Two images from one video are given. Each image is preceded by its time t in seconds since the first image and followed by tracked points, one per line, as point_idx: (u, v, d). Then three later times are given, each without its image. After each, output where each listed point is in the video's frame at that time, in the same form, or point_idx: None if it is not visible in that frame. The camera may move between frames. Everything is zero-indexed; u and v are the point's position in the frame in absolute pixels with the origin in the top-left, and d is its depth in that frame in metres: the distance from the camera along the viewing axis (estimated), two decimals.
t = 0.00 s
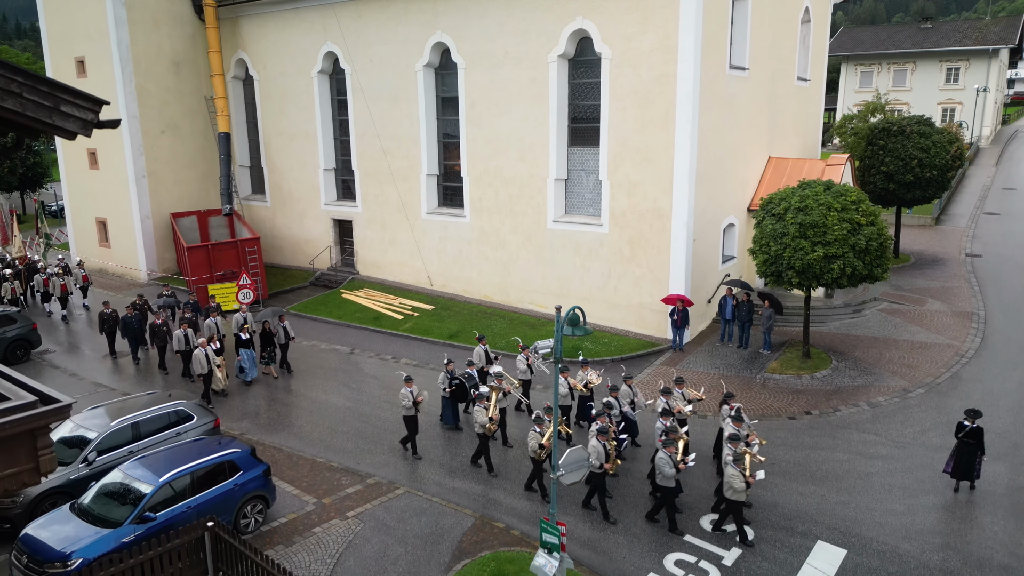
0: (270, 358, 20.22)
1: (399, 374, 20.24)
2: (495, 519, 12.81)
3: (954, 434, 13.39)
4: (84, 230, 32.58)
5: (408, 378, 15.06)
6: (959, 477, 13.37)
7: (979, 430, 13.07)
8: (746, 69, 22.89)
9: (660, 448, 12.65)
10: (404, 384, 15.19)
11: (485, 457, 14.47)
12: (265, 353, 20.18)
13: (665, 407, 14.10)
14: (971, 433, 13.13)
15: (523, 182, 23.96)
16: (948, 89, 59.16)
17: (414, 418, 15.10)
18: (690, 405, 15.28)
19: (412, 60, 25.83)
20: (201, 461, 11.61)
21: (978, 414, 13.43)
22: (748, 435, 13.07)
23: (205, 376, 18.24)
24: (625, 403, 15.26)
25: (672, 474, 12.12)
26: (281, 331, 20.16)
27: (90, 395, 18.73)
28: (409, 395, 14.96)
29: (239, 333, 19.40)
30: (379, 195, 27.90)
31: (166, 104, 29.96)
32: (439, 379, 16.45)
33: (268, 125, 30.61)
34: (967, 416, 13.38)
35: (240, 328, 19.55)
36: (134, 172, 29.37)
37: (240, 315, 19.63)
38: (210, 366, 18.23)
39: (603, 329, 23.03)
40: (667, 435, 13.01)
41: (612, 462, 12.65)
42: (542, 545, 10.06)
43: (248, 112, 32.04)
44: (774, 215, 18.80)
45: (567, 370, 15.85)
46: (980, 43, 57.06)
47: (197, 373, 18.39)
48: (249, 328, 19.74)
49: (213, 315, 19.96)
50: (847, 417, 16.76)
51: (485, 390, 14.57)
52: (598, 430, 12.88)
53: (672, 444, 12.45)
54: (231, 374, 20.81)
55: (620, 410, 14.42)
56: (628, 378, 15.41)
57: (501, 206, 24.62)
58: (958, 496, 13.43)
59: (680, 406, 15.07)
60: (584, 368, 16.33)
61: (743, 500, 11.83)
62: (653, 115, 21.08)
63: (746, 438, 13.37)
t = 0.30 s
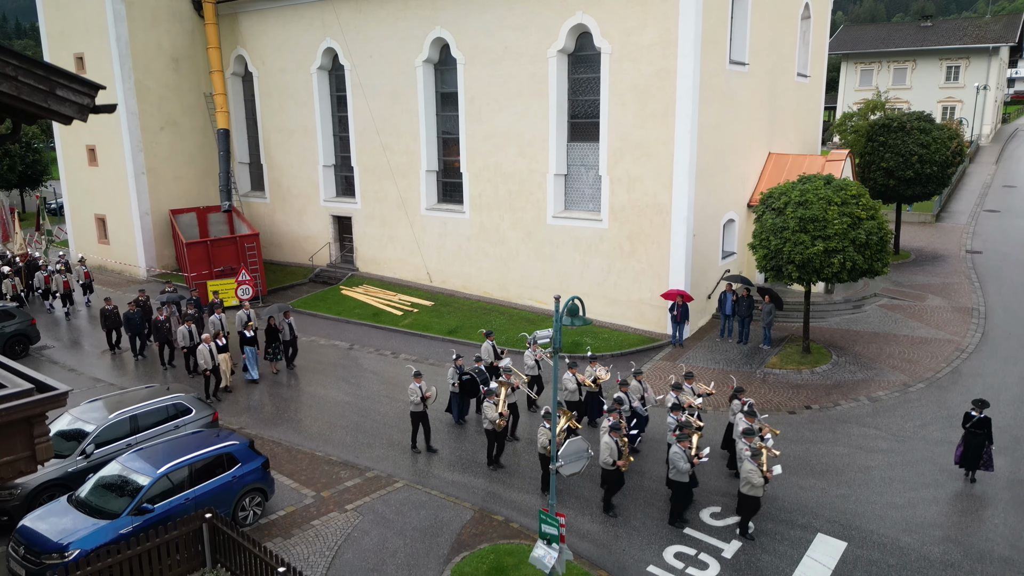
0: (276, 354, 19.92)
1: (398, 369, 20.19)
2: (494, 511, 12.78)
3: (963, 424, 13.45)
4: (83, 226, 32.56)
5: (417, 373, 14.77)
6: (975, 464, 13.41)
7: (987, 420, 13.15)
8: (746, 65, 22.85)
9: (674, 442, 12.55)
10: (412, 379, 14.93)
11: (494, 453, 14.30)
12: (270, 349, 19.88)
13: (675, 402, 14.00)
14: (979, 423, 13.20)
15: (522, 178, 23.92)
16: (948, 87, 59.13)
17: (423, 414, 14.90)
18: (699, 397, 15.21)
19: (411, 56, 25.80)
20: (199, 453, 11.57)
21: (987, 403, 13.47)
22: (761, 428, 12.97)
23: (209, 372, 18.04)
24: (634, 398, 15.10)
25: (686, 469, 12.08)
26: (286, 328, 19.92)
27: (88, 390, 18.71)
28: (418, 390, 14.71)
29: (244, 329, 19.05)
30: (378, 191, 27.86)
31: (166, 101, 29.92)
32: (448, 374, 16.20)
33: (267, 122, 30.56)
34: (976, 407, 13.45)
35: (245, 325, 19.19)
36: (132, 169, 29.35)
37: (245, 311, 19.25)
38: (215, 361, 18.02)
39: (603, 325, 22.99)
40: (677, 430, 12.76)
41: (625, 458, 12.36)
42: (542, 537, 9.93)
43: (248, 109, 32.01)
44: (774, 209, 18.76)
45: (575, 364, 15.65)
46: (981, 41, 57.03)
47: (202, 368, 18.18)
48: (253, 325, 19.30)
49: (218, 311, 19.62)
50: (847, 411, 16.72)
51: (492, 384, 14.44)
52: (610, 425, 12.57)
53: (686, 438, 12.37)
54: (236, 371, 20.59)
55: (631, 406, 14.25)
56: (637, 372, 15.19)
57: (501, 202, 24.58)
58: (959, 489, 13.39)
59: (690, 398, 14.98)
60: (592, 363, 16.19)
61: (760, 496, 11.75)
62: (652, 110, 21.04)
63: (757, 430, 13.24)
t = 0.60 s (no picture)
0: (282, 351, 19.69)
1: (397, 365, 20.16)
2: (494, 505, 12.75)
3: (967, 415, 13.47)
4: (83, 223, 32.53)
5: (428, 369, 14.51)
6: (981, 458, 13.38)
7: (992, 412, 13.16)
8: (746, 60, 22.82)
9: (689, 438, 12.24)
10: (423, 375, 14.65)
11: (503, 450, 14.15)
12: (276, 346, 19.66)
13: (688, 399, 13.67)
14: (984, 415, 13.22)
15: (522, 174, 23.88)
16: (948, 85, 59.08)
17: (433, 411, 14.66)
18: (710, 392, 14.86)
19: (411, 52, 25.76)
20: (198, 445, 11.54)
21: (991, 395, 13.47)
22: (775, 424, 12.67)
23: (214, 369, 17.81)
24: (645, 393, 14.73)
25: (702, 466, 11.91)
26: (293, 325, 19.62)
27: (86, 385, 18.68)
28: (429, 387, 14.44)
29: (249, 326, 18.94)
30: (378, 188, 27.82)
31: (165, 97, 29.88)
32: (458, 372, 15.91)
33: (267, 118, 30.52)
34: (980, 398, 13.44)
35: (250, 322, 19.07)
36: (131, 165, 29.31)
37: (251, 308, 19.14)
38: (220, 358, 17.78)
39: (603, 321, 22.95)
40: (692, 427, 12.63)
41: (639, 455, 12.15)
42: (541, 528, 9.81)
43: (247, 106, 31.97)
44: (774, 204, 18.71)
45: (586, 360, 15.40)
46: (980, 39, 57.02)
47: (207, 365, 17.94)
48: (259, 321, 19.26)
49: (224, 308, 19.54)
50: (847, 405, 16.69)
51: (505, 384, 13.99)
52: (624, 423, 12.31)
53: (702, 435, 12.04)
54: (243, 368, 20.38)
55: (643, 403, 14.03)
56: (647, 368, 14.85)
57: (500, 198, 24.54)
58: (959, 482, 13.37)
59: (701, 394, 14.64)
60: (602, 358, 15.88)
61: (778, 492, 11.64)
62: (652, 105, 21.00)
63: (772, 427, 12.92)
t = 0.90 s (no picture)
0: (289, 348, 19.44)
1: (397, 360, 20.13)
2: (494, 498, 12.72)
3: (972, 405, 13.58)
4: (82, 220, 32.52)
5: (437, 365, 14.50)
6: (985, 446, 13.52)
7: (996, 401, 13.30)
8: (746, 56, 22.79)
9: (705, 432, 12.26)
10: (432, 371, 14.68)
11: (513, 447, 14.00)
12: (283, 343, 19.42)
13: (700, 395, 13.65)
14: (989, 404, 13.36)
15: (522, 170, 23.86)
16: (948, 83, 59.06)
17: (443, 407, 14.63)
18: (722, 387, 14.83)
19: (410, 48, 25.75)
20: (197, 438, 11.53)
21: (997, 384, 13.59)
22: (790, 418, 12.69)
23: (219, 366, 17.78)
24: (656, 390, 14.79)
25: (718, 461, 11.78)
26: (300, 321, 19.42)
27: (85, 380, 18.66)
28: (438, 383, 14.47)
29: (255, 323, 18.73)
30: (377, 184, 27.80)
31: (164, 94, 29.86)
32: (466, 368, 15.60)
33: (266, 115, 30.50)
34: (985, 387, 13.54)
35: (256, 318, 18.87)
36: (131, 162, 29.28)
37: (257, 304, 18.89)
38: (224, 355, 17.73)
39: (603, 317, 22.92)
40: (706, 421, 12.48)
41: (653, 451, 12.20)
42: (541, 519, 9.72)
43: (247, 102, 31.95)
44: (774, 198, 18.68)
45: (595, 355, 15.39)
46: (980, 38, 57.02)
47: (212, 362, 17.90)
48: (266, 318, 19.10)
49: (229, 304, 19.27)
50: (848, 400, 16.67)
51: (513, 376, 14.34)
52: (637, 418, 12.37)
53: (718, 429, 12.06)
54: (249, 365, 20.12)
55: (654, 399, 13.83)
56: (657, 363, 14.82)
57: (500, 194, 24.52)
58: (959, 475, 13.36)
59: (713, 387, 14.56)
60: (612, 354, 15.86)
61: (795, 485, 11.53)
62: (652, 100, 20.98)
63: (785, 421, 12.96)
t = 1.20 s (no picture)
0: (295, 346, 19.36)
1: (397, 356, 20.11)
2: (494, 492, 12.70)
3: (978, 396, 13.61)
4: (82, 217, 32.51)
5: (448, 362, 14.20)
6: (989, 437, 13.57)
7: (1003, 393, 13.32)
8: (746, 51, 22.75)
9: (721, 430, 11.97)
10: (443, 369, 14.34)
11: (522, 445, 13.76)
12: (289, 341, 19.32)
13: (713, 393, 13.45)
14: (995, 396, 13.38)
15: (521, 166, 23.83)
16: (948, 82, 59.03)
17: (453, 405, 14.34)
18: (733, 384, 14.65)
19: (410, 44, 25.72)
20: (197, 430, 11.51)
21: (1004, 376, 13.64)
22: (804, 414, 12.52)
23: (225, 363, 17.56)
24: (667, 387, 14.50)
25: (736, 459, 11.58)
26: (306, 319, 19.34)
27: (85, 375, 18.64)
28: (449, 380, 14.15)
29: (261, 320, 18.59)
30: (377, 180, 27.77)
31: (164, 91, 29.84)
32: (474, 366, 15.63)
33: (266, 112, 30.47)
34: (992, 379, 13.59)
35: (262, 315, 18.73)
36: (131, 159, 29.26)
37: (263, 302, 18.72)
38: (230, 352, 17.52)
39: (603, 313, 22.90)
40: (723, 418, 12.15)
41: (670, 450, 11.83)
42: (541, 511, 9.67)
43: (246, 99, 31.93)
44: (774, 193, 18.67)
45: (605, 352, 15.03)
46: (980, 36, 57.02)
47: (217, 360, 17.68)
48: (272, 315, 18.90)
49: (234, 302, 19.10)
50: (848, 395, 16.65)
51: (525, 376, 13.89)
52: (652, 417, 12.00)
53: (735, 427, 11.77)
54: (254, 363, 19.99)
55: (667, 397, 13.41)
56: (668, 360, 14.58)
57: (500, 190, 24.49)
58: (960, 469, 13.33)
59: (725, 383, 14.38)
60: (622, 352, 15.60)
61: (815, 482, 11.43)
62: (652, 96, 20.96)
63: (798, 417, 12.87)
